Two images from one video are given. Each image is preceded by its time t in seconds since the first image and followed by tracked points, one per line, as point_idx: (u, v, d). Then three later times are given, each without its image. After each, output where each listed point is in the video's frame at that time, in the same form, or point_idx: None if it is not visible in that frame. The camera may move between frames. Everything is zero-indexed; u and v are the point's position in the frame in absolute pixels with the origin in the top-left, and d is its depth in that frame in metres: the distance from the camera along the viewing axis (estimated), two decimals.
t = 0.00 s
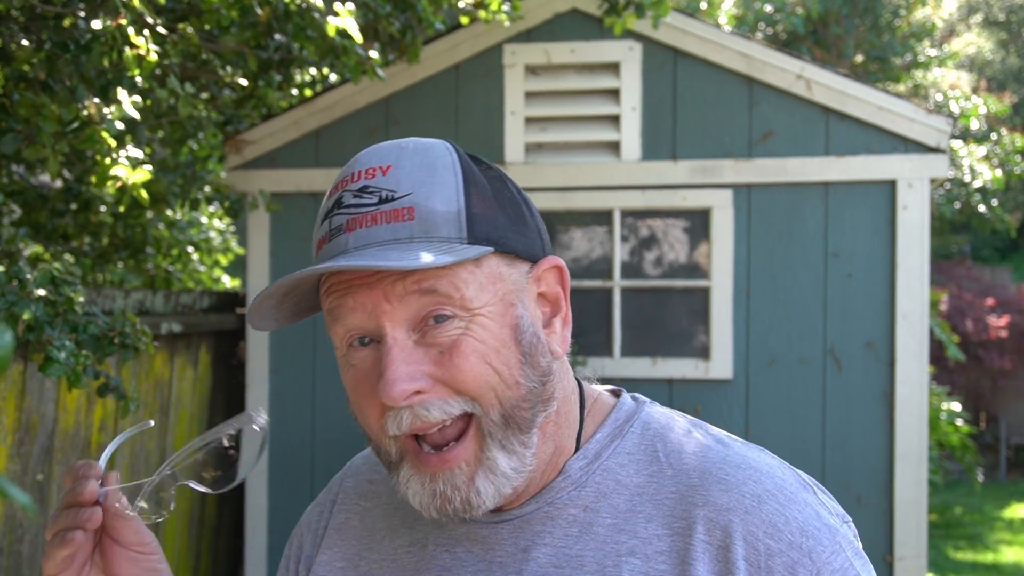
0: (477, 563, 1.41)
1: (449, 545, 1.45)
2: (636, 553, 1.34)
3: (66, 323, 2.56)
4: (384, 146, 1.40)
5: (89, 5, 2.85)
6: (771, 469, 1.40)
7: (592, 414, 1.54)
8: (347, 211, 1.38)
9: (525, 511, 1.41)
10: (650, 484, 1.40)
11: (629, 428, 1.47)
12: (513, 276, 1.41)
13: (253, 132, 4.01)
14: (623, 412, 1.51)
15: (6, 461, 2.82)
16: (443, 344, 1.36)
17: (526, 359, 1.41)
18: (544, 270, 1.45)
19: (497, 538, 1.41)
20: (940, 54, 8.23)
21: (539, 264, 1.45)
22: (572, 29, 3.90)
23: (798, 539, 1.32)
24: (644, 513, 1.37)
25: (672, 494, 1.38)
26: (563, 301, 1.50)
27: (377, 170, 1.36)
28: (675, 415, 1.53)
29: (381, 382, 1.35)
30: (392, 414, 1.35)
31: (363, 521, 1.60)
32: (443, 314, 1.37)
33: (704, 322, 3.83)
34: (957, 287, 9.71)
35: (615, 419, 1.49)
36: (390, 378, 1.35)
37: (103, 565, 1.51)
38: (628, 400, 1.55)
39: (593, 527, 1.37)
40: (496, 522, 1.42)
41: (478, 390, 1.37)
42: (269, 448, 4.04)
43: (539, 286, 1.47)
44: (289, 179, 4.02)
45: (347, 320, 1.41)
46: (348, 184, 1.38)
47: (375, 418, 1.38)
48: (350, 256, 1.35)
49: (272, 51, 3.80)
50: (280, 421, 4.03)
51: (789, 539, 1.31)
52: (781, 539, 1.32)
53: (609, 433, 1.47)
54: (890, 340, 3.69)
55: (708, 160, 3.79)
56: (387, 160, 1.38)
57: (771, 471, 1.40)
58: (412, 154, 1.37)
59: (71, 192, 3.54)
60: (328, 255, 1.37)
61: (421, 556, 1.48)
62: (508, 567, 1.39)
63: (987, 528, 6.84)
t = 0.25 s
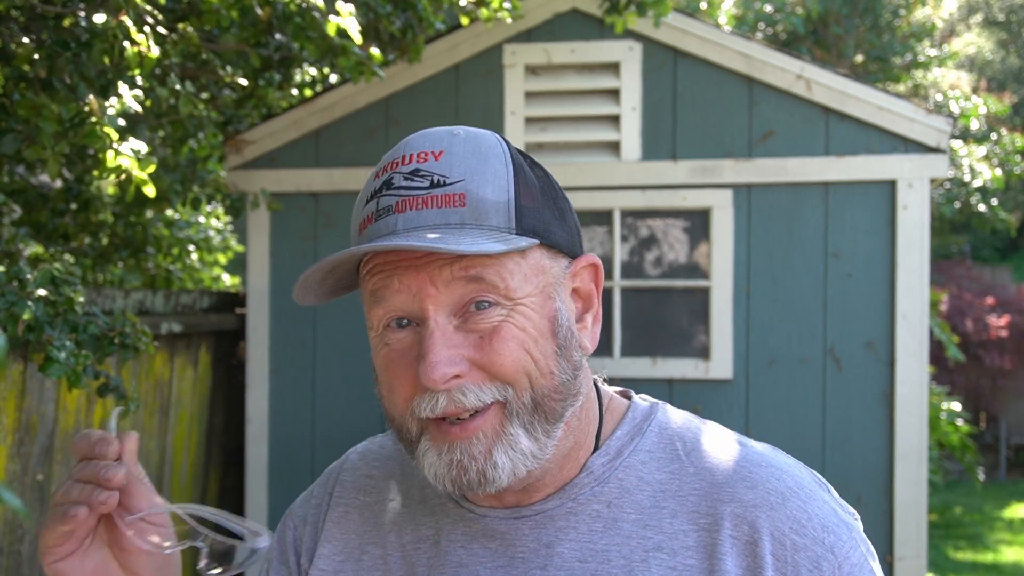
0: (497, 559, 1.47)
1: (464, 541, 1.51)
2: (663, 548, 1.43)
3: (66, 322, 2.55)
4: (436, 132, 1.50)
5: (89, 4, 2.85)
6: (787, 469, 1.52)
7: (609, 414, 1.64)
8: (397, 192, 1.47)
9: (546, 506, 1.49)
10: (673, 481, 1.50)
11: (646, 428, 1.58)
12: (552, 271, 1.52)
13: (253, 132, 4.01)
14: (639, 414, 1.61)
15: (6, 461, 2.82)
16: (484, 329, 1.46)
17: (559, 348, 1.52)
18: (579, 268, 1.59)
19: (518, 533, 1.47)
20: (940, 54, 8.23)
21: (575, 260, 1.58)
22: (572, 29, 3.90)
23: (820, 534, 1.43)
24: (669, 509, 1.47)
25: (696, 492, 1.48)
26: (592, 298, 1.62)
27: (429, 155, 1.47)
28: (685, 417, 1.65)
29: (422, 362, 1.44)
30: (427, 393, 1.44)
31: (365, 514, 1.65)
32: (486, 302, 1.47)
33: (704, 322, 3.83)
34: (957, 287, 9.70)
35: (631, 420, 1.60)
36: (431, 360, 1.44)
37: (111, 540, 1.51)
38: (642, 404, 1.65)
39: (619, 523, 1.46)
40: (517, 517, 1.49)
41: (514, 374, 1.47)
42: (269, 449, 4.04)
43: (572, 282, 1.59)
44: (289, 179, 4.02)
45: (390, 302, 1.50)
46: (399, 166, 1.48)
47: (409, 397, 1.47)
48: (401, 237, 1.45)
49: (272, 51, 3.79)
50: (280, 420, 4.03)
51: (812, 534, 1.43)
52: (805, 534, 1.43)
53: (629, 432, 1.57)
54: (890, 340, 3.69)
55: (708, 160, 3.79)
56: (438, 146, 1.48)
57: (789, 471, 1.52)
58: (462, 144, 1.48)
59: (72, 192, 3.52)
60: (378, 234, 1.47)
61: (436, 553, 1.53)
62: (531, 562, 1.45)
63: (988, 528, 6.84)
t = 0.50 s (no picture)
0: (503, 555, 1.47)
1: (471, 538, 1.51)
2: (670, 548, 1.43)
3: (66, 323, 2.55)
4: (449, 132, 1.50)
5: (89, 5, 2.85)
6: (794, 470, 1.52)
7: (614, 416, 1.64)
8: (410, 193, 1.47)
9: (554, 504, 1.49)
10: (680, 481, 1.50)
11: (653, 428, 1.58)
12: (562, 273, 1.52)
13: (253, 132, 4.01)
14: (645, 415, 1.61)
15: (6, 461, 2.82)
16: (495, 329, 1.47)
17: (569, 349, 1.52)
18: (589, 269, 1.58)
19: (524, 530, 1.47)
20: (941, 54, 8.23)
21: (586, 262, 1.58)
22: (572, 29, 3.90)
23: (827, 535, 1.43)
24: (677, 508, 1.47)
25: (703, 492, 1.48)
26: (602, 299, 1.62)
27: (442, 156, 1.46)
28: (688, 419, 1.65)
29: (433, 361, 1.44)
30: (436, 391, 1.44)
31: (368, 506, 1.65)
32: (497, 302, 1.47)
33: (704, 322, 3.83)
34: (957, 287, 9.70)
35: (638, 420, 1.60)
36: (442, 359, 1.44)
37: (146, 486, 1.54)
38: (647, 406, 1.65)
39: (627, 522, 1.46)
40: (524, 514, 1.49)
41: (524, 374, 1.47)
42: (269, 448, 4.04)
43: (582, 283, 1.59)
44: (289, 179, 4.02)
45: (401, 301, 1.50)
46: (412, 166, 1.48)
47: (418, 395, 1.47)
48: (413, 237, 1.45)
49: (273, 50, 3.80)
50: (280, 420, 4.03)
51: (819, 534, 1.43)
52: (812, 535, 1.43)
53: (635, 433, 1.57)
54: (889, 340, 3.69)
55: (708, 160, 3.79)
56: (451, 147, 1.47)
57: (796, 472, 1.52)
58: (475, 144, 1.47)
59: (72, 191, 3.49)
60: (389, 234, 1.47)
61: (440, 549, 1.52)
62: (538, 559, 1.45)
63: (987, 528, 6.84)
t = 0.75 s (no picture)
0: (504, 553, 1.45)
1: (472, 535, 1.48)
2: (669, 549, 1.39)
3: (66, 323, 2.55)
4: (442, 135, 1.45)
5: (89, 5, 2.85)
6: (800, 473, 1.47)
7: (620, 416, 1.59)
8: (399, 199, 1.43)
9: (555, 503, 1.46)
10: (682, 482, 1.45)
11: (657, 429, 1.53)
12: (553, 276, 1.45)
13: (253, 132, 4.01)
14: (650, 416, 1.56)
15: (6, 461, 2.82)
16: (480, 336, 1.41)
17: (559, 357, 1.46)
18: (585, 271, 1.50)
19: (525, 529, 1.44)
20: (940, 54, 8.23)
21: (581, 264, 1.49)
22: (572, 29, 3.90)
23: (829, 540, 1.38)
24: (677, 510, 1.42)
25: (705, 494, 1.43)
26: (602, 301, 1.54)
27: (432, 161, 1.42)
28: (694, 420, 1.59)
29: (416, 369, 1.41)
30: (422, 400, 1.41)
31: (372, 507, 1.62)
32: (481, 308, 1.41)
33: (704, 322, 3.83)
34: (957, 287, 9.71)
35: (642, 421, 1.55)
36: (425, 368, 1.40)
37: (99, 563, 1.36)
38: (653, 406, 1.60)
39: (626, 522, 1.42)
40: (525, 513, 1.46)
41: (511, 383, 1.42)
42: (269, 448, 4.04)
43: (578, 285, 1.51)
44: (289, 179, 4.02)
45: (390, 308, 1.46)
46: (402, 171, 1.44)
47: (407, 402, 1.44)
48: (399, 244, 1.41)
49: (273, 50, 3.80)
50: (280, 419, 4.03)
51: (821, 539, 1.38)
52: (813, 539, 1.38)
53: (639, 433, 1.52)
54: (889, 340, 3.69)
55: (708, 160, 3.79)
56: (442, 151, 1.42)
57: (801, 475, 1.46)
58: (465, 148, 1.42)
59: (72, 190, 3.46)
60: (378, 240, 1.44)
61: (441, 546, 1.50)
62: (537, 558, 1.42)
63: (988, 528, 6.84)
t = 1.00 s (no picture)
0: (499, 559, 1.43)
1: (467, 539, 1.47)
2: (662, 558, 1.37)
3: (66, 323, 2.55)
4: (379, 170, 1.38)
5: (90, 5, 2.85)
6: (799, 482, 1.43)
7: (620, 420, 1.55)
8: (336, 237, 1.40)
9: (547, 512, 1.44)
10: (678, 490, 1.42)
11: (655, 436, 1.49)
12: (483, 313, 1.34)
13: (253, 132, 4.01)
14: (650, 421, 1.52)
15: (6, 461, 2.82)
16: (403, 378, 1.34)
17: (493, 401, 1.36)
18: (524, 304, 1.36)
19: (519, 535, 1.43)
20: (940, 54, 8.23)
21: (519, 298, 1.36)
22: (572, 30, 3.90)
23: (827, 550, 1.36)
24: (672, 518, 1.39)
25: (701, 502, 1.40)
26: (556, 332, 1.39)
27: (360, 201, 1.36)
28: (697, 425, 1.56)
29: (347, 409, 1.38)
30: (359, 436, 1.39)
31: (376, 508, 1.61)
32: (400, 351, 1.34)
33: (704, 321, 3.83)
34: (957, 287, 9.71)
35: (641, 427, 1.51)
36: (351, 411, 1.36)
37: None
38: (655, 410, 1.56)
39: (620, 530, 1.40)
40: (518, 521, 1.44)
41: (435, 427, 1.35)
42: (269, 447, 4.04)
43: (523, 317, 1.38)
44: (289, 179, 4.02)
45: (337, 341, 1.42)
46: (342, 208, 1.40)
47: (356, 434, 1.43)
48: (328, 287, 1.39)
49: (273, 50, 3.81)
50: (280, 419, 4.03)
51: (817, 552, 1.36)
52: (810, 550, 1.36)
53: (636, 440, 1.49)
54: (889, 340, 3.69)
55: (708, 160, 3.79)
56: (373, 189, 1.36)
57: (801, 485, 1.43)
58: (392, 187, 1.34)
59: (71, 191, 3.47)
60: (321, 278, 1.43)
61: (437, 548, 1.49)
62: (531, 564, 1.40)
63: (988, 528, 6.84)
